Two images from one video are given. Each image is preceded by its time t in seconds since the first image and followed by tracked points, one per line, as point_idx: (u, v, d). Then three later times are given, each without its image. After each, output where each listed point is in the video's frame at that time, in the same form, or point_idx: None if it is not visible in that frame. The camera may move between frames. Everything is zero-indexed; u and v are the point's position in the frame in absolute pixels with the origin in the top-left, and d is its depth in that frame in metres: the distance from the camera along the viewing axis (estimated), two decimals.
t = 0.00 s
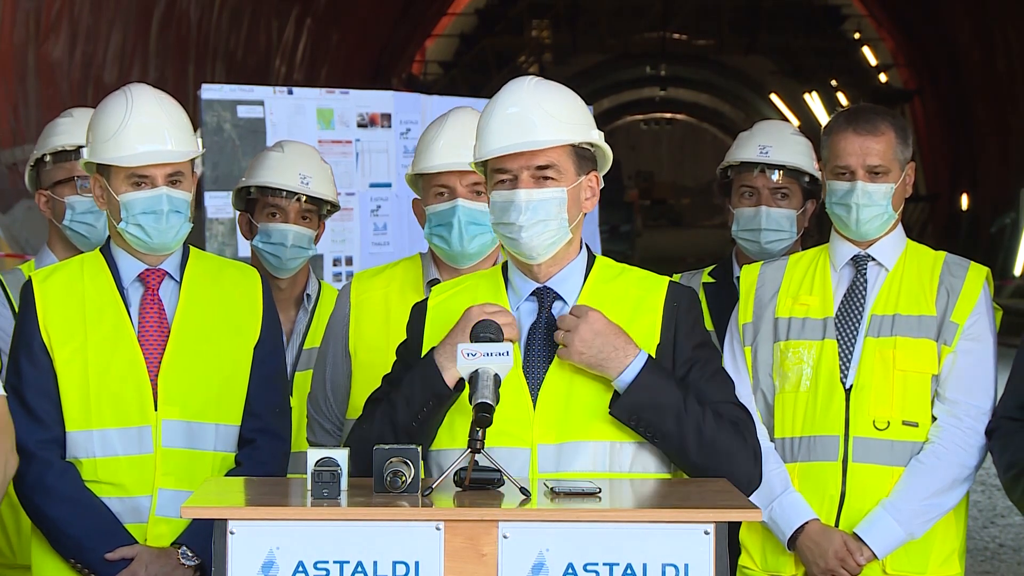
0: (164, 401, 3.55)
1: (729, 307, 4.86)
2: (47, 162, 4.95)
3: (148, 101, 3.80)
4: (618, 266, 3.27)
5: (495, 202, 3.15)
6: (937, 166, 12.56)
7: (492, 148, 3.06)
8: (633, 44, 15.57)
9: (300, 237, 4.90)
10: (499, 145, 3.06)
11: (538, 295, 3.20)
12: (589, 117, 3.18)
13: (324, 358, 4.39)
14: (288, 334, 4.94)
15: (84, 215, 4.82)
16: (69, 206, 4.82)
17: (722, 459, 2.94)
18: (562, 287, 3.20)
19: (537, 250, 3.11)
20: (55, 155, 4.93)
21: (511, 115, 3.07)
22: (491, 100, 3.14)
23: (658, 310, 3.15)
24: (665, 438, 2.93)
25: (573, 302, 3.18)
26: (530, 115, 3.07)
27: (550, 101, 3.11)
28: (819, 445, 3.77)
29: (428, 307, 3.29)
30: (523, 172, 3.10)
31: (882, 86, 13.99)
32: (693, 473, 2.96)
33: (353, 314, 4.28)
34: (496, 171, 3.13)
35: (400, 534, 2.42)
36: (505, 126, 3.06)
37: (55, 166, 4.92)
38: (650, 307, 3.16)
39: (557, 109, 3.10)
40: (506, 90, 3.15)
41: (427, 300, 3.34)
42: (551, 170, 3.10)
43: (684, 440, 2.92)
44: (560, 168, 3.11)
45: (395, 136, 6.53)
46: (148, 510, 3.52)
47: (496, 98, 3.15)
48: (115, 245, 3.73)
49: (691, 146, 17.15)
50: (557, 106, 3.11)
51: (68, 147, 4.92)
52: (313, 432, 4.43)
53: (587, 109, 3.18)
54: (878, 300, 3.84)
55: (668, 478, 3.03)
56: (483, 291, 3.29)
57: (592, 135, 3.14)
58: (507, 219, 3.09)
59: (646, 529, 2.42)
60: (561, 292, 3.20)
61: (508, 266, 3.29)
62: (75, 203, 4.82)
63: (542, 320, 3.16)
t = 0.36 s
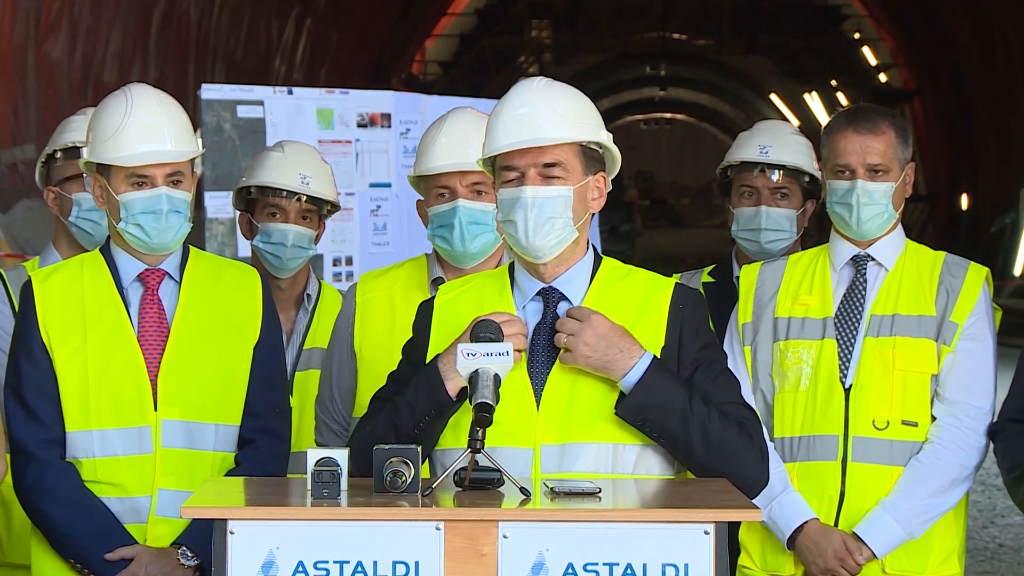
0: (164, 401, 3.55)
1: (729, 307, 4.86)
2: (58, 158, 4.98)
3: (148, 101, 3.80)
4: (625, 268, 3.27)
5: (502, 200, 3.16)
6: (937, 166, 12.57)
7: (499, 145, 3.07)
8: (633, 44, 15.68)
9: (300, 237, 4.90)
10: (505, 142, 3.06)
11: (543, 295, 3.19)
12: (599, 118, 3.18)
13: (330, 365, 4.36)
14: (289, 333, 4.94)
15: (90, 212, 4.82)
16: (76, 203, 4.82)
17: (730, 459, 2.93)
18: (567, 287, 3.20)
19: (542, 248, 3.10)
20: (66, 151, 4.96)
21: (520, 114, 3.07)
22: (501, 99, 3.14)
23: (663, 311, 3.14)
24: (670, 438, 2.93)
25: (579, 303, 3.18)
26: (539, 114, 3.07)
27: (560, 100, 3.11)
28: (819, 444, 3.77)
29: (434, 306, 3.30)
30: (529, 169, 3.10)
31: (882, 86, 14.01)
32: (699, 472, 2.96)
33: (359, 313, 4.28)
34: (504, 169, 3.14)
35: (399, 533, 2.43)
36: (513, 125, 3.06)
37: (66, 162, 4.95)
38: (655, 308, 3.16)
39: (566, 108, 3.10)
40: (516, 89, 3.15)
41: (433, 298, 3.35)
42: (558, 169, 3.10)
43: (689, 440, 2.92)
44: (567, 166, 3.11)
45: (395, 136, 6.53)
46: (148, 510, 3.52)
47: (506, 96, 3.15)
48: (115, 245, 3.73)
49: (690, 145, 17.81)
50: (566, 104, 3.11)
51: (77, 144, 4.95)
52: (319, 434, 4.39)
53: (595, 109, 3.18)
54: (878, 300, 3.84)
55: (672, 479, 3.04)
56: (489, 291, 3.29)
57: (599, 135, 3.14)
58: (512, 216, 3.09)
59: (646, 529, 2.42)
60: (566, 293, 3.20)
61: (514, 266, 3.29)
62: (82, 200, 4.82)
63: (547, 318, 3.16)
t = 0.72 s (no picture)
0: (165, 401, 3.55)
1: (728, 307, 4.86)
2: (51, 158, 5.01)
3: (149, 100, 3.81)
4: (630, 267, 3.27)
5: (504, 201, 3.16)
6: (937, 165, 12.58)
7: (501, 145, 3.08)
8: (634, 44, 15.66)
9: (300, 238, 4.90)
10: (508, 143, 3.07)
11: (548, 293, 3.20)
12: (603, 118, 3.18)
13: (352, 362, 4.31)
14: (289, 333, 4.94)
15: (77, 211, 4.85)
16: (63, 203, 4.86)
17: (732, 451, 2.92)
18: (572, 286, 3.20)
19: (544, 248, 3.10)
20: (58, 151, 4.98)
21: (525, 115, 3.07)
22: (506, 99, 3.14)
23: (666, 310, 3.14)
24: (671, 432, 2.93)
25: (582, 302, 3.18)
26: (543, 114, 3.07)
27: (564, 101, 3.11)
28: (818, 444, 3.77)
29: (439, 305, 3.31)
30: (532, 170, 3.11)
31: (882, 86, 14.04)
32: (702, 466, 2.95)
33: (379, 310, 4.20)
34: (506, 169, 3.14)
35: (400, 534, 2.43)
36: (515, 125, 3.07)
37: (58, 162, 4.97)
38: (658, 307, 3.16)
39: (570, 109, 3.10)
40: (521, 88, 3.15)
41: (438, 297, 3.36)
42: (560, 169, 3.11)
43: (690, 434, 2.91)
44: (569, 166, 3.11)
45: (395, 136, 6.53)
46: (149, 510, 3.53)
47: (511, 96, 3.15)
48: (116, 245, 3.73)
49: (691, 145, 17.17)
50: (569, 105, 3.11)
51: (66, 143, 4.96)
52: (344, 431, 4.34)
53: (600, 109, 3.18)
54: (878, 299, 3.84)
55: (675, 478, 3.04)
56: (494, 290, 3.30)
57: (603, 134, 3.14)
58: (514, 216, 3.09)
59: (646, 529, 2.42)
60: (570, 292, 3.19)
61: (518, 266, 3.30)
62: (70, 199, 4.86)
63: (550, 317, 3.16)
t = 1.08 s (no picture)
0: (165, 401, 3.55)
1: (728, 306, 4.86)
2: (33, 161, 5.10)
3: (151, 101, 3.81)
4: (634, 267, 3.27)
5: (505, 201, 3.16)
6: (937, 165, 12.59)
7: (501, 146, 3.08)
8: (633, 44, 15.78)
9: (300, 238, 4.90)
10: (507, 144, 3.07)
11: (549, 293, 3.20)
12: (605, 118, 3.18)
13: (359, 367, 4.31)
14: (289, 333, 4.94)
15: (45, 213, 4.91)
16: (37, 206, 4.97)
17: (731, 449, 2.92)
18: (573, 286, 3.20)
19: (545, 247, 3.10)
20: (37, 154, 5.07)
21: (525, 115, 3.07)
22: (508, 99, 3.14)
23: (668, 310, 3.14)
24: (671, 431, 2.92)
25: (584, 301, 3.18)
26: (545, 115, 3.07)
27: (566, 102, 3.11)
28: (819, 443, 3.77)
29: (443, 306, 3.31)
30: (531, 170, 3.10)
31: (882, 86, 14.06)
32: (702, 465, 2.94)
33: (386, 314, 4.20)
34: (506, 170, 3.14)
35: (400, 534, 2.43)
36: (514, 126, 3.07)
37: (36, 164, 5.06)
38: (661, 307, 3.16)
39: (572, 110, 3.10)
40: (523, 88, 3.15)
41: (443, 298, 3.36)
42: (560, 169, 3.10)
43: (690, 433, 2.91)
44: (569, 165, 3.10)
45: (395, 136, 6.53)
46: (149, 510, 3.53)
47: (513, 96, 3.15)
48: (117, 245, 3.73)
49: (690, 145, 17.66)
50: (569, 105, 3.11)
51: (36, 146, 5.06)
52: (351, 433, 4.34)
53: (602, 109, 3.18)
54: (878, 298, 3.84)
55: (678, 477, 3.04)
56: (498, 289, 3.30)
57: (603, 134, 3.14)
58: (514, 216, 3.09)
59: (646, 529, 2.42)
60: (572, 292, 3.19)
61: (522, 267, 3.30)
62: (40, 202, 4.94)
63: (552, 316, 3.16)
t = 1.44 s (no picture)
0: (165, 401, 3.55)
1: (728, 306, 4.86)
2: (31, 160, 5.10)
3: (152, 100, 3.81)
4: (635, 268, 3.27)
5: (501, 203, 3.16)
6: (937, 165, 12.61)
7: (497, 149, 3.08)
8: (633, 44, 16.01)
9: (300, 238, 4.90)
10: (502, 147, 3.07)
11: (550, 292, 3.20)
12: (605, 120, 3.16)
13: (356, 367, 4.29)
14: (289, 333, 4.94)
15: (44, 213, 4.88)
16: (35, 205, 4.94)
17: (728, 447, 2.91)
18: (574, 285, 3.20)
19: (540, 249, 3.10)
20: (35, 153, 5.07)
21: (521, 118, 3.07)
22: (506, 101, 3.13)
23: (671, 309, 3.14)
24: (668, 428, 2.92)
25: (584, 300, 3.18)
26: (543, 117, 3.07)
27: (565, 104, 3.10)
28: (819, 443, 3.77)
29: (446, 304, 3.31)
30: (526, 172, 3.10)
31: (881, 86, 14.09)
32: (699, 461, 2.94)
33: (382, 314, 4.21)
34: (502, 172, 3.14)
35: (400, 534, 2.43)
36: (510, 128, 3.07)
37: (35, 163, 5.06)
38: (663, 306, 3.16)
39: (571, 112, 3.09)
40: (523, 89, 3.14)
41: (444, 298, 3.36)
42: (554, 171, 3.09)
43: (688, 431, 2.90)
44: (563, 167, 3.09)
45: (395, 136, 6.53)
46: (149, 510, 3.52)
47: (512, 96, 3.14)
48: (118, 245, 3.73)
49: (691, 145, 18.47)
50: (565, 107, 3.10)
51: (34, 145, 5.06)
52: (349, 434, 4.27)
53: (603, 110, 3.17)
54: (878, 299, 3.84)
55: (677, 477, 3.03)
56: (500, 288, 3.31)
57: (600, 135, 3.12)
58: (508, 219, 3.09)
59: (646, 530, 2.42)
60: (573, 291, 3.20)
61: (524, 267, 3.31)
62: (40, 201, 4.91)
63: (553, 316, 3.17)
